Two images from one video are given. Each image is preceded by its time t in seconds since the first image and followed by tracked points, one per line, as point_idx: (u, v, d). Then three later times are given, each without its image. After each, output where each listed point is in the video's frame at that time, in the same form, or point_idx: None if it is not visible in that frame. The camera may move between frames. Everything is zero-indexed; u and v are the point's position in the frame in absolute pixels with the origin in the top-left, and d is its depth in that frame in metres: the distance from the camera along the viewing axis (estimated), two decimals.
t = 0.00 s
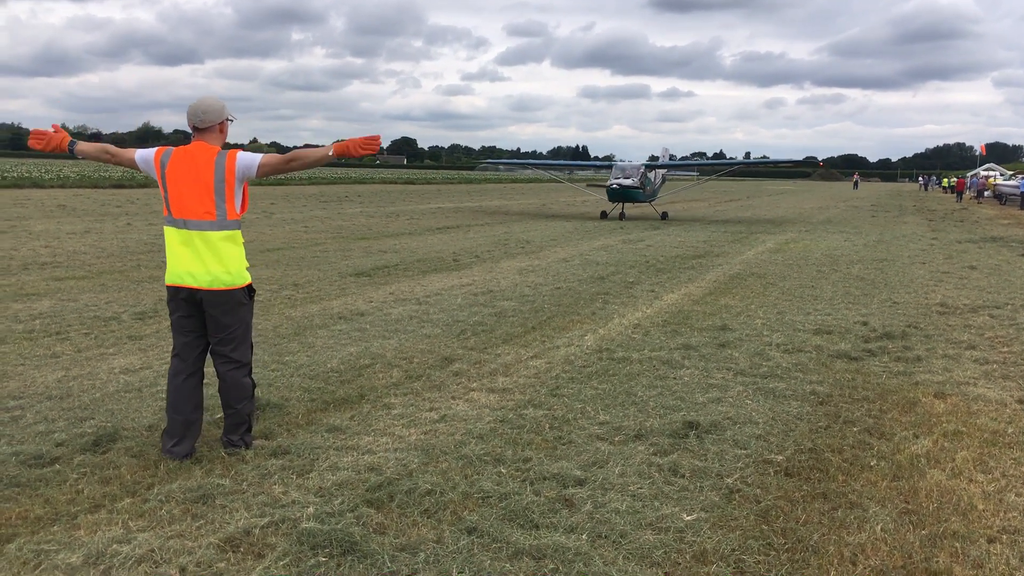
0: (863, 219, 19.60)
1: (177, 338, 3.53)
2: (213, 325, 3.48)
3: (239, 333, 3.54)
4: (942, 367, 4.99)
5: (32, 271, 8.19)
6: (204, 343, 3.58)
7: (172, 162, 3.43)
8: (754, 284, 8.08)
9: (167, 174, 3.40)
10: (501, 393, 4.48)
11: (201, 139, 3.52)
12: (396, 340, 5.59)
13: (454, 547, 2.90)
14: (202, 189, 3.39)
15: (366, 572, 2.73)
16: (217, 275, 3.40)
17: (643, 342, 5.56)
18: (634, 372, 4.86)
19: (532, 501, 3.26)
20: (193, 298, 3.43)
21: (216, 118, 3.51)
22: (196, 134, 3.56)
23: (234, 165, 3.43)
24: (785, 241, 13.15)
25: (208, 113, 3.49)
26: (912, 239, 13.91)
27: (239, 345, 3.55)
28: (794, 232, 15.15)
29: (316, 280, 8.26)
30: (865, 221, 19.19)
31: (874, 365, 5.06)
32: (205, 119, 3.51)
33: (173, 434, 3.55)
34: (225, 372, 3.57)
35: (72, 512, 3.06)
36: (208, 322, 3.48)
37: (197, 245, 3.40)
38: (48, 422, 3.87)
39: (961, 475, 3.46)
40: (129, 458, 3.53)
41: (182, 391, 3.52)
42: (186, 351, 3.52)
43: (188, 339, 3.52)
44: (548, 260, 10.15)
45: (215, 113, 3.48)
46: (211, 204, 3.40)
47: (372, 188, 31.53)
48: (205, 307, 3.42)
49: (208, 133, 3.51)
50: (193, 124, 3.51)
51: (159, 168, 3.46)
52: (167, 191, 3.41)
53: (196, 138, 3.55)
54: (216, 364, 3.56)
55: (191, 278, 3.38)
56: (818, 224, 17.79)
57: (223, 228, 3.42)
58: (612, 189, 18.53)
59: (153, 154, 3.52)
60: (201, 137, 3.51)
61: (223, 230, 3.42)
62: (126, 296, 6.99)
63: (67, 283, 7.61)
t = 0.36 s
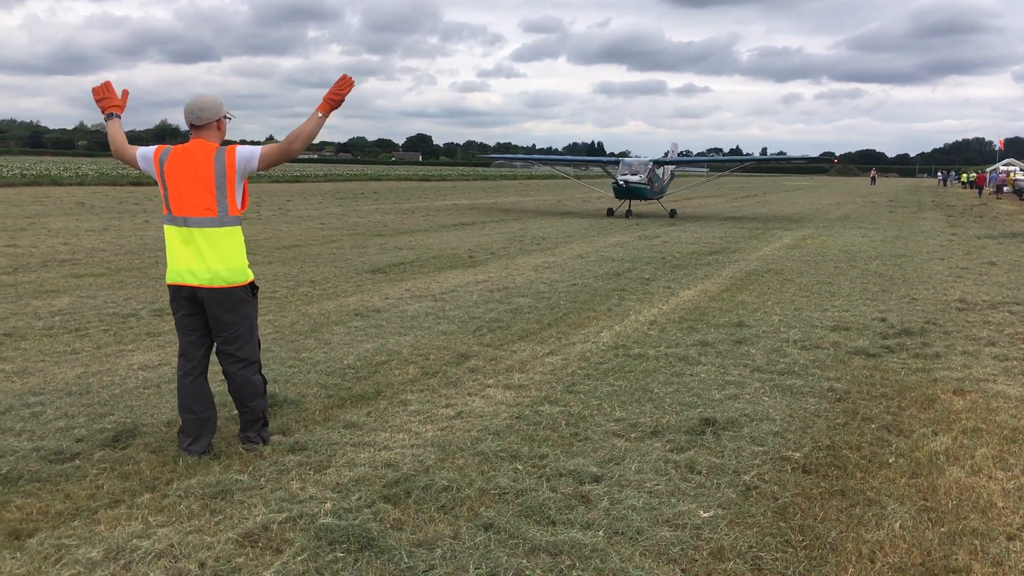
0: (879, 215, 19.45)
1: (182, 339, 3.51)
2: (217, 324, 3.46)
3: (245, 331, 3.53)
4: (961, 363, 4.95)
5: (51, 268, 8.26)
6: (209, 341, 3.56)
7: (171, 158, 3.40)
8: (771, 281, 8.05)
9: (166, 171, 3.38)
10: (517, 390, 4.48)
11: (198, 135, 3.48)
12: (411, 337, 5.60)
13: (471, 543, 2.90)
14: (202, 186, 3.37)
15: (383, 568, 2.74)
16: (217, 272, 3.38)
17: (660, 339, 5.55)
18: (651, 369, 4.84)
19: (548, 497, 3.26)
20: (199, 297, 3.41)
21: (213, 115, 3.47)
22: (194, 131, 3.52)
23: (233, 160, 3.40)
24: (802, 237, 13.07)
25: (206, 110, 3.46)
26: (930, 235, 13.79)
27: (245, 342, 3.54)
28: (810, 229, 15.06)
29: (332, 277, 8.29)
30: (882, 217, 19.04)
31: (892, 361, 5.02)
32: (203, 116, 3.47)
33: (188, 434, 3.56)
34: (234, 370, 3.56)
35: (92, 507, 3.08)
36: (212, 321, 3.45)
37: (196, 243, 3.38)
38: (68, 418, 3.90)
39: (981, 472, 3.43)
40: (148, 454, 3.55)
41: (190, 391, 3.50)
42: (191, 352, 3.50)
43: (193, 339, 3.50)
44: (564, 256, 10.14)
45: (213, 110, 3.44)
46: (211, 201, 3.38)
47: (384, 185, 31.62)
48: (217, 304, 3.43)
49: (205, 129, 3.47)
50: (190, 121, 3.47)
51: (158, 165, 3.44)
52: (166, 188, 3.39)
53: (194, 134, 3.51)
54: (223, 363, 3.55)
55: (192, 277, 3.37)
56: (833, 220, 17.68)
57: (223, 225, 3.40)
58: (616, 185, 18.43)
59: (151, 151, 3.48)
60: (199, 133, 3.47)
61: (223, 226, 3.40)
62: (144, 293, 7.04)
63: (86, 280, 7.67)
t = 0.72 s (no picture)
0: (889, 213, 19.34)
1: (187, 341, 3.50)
2: (224, 324, 3.46)
3: (250, 331, 3.53)
4: (973, 362, 4.93)
5: (63, 268, 8.30)
6: (215, 342, 3.56)
7: (174, 160, 3.40)
8: (782, 279, 8.02)
9: (168, 172, 3.37)
10: (527, 389, 4.48)
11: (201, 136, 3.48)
12: (421, 336, 5.61)
13: (482, 542, 2.90)
14: (204, 186, 3.36)
15: (394, 567, 2.74)
16: (220, 273, 3.38)
17: (670, 337, 5.54)
18: (661, 368, 4.84)
19: (558, 496, 3.25)
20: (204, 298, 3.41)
21: (218, 117, 3.47)
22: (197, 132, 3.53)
23: (236, 162, 3.40)
24: (813, 235, 13.02)
25: (211, 111, 3.46)
26: (941, 233, 13.71)
27: (251, 342, 3.54)
28: (820, 227, 14.99)
29: (342, 276, 8.30)
30: (892, 214, 18.94)
31: (904, 360, 5.00)
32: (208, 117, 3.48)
33: (197, 434, 3.56)
34: (241, 371, 3.56)
35: (104, 506, 3.09)
36: (219, 321, 3.46)
37: (198, 243, 3.37)
38: (80, 418, 3.91)
39: (993, 471, 3.41)
40: (160, 453, 3.56)
41: (198, 392, 3.51)
42: (197, 352, 3.50)
43: (199, 340, 3.50)
44: (573, 255, 10.13)
45: (218, 112, 3.45)
46: (213, 202, 3.37)
47: (392, 184, 31.67)
48: (225, 305, 3.43)
49: (209, 131, 3.48)
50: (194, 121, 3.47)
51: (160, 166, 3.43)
52: (168, 189, 3.38)
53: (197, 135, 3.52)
54: (230, 363, 3.55)
55: (195, 277, 3.37)
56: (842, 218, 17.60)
57: (226, 226, 3.39)
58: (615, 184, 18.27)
59: (155, 152, 3.48)
60: (203, 135, 3.47)
61: (225, 227, 3.39)
62: (154, 292, 7.06)
63: (98, 280, 7.70)
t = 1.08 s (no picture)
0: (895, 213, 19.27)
1: (194, 341, 3.51)
2: (231, 324, 3.47)
3: (258, 330, 3.54)
4: (980, 362, 4.91)
5: (70, 269, 8.32)
6: (221, 342, 3.56)
7: (179, 162, 3.40)
8: (788, 280, 8.00)
9: (174, 173, 3.38)
10: (533, 390, 4.47)
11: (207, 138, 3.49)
12: (427, 337, 5.61)
13: (487, 543, 2.90)
14: (210, 189, 3.37)
15: (400, 568, 2.74)
16: (227, 274, 3.38)
17: (676, 338, 5.53)
18: (667, 369, 4.83)
19: (564, 497, 3.25)
20: (208, 297, 3.41)
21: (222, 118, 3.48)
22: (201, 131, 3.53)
23: (242, 165, 3.41)
24: (820, 236, 12.99)
25: (216, 112, 3.46)
26: (948, 233, 13.66)
27: (258, 341, 3.55)
28: (826, 227, 14.94)
29: (348, 277, 8.31)
30: (898, 214, 18.87)
31: (910, 360, 4.99)
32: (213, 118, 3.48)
33: (206, 434, 3.57)
34: (248, 370, 3.57)
35: (111, 507, 3.10)
36: (226, 321, 3.46)
37: (204, 245, 3.37)
38: (87, 418, 3.92)
39: (1000, 472, 3.40)
40: (166, 454, 3.57)
41: (205, 392, 3.52)
42: (204, 352, 3.50)
43: (206, 339, 3.50)
44: (579, 256, 10.12)
45: (223, 112, 3.45)
46: (219, 204, 3.38)
47: (397, 185, 31.70)
48: (233, 305, 3.44)
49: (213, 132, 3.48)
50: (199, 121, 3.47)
51: (166, 167, 3.44)
52: (173, 190, 3.38)
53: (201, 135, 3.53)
54: (238, 362, 3.56)
55: (200, 278, 3.36)
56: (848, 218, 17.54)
57: (232, 228, 3.40)
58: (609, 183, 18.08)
59: (160, 155, 3.48)
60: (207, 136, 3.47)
61: (230, 229, 3.40)
62: (161, 293, 7.07)
63: (104, 281, 7.72)
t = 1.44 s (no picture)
0: (901, 212, 19.21)
1: (199, 341, 3.50)
2: (237, 323, 3.47)
3: (263, 329, 3.54)
4: (986, 362, 4.90)
5: (77, 268, 8.35)
6: (226, 342, 3.56)
7: (183, 162, 3.40)
8: (793, 279, 7.99)
9: (178, 174, 3.38)
10: (538, 389, 4.47)
11: (210, 139, 3.49)
12: (432, 336, 5.61)
13: (492, 543, 2.90)
14: (215, 189, 3.37)
15: (405, 568, 2.74)
16: (232, 275, 3.38)
17: (681, 338, 5.52)
18: (672, 368, 4.82)
19: (569, 497, 3.25)
20: (214, 298, 3.41)
21: (224, 118, 3.47)
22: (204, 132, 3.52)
23: (246, 165, 3.42)
24: (826, 235, 12.95)
25: (219, 113, 3.46)
26: (953, 231, 13.61)
27: (264, 340, 3.55)
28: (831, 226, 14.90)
29: (353, 276, 8.32)
30: (904, 213, 18.81)
31: (916, 360, 4.97)
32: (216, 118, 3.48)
33: (212, 434, 3.57)
34: (254, 369, 3.57)
35: (116, 507, 3.10)
36: (231, 320, 3.46)
37: (209, 245, 3.37)
38: (93, 418, 3.93)
39: (1007, 472, 3.39)
40: (171, 454, 3.57)
41: (211, 392, 3.52)
42: (209, 352, 3.50)
43: (212, 339, 3.50)
44: (584, 255, 10.10)
45: (225, 112, 3.44)
46: (223, 204, 3.37)
47: (401, 184, 31.74)
48: (238, 305, 3.43)
49: (216, 133, 3.48)
50: (202, 120, 3.46)
51: (170, 169, 3.43)
52: (178, 191, 3.38)
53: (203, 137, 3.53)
54: (244, 361, 3.56)
55: (206, 278, 3.36)
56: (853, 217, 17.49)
57: (236, 228, 3.40)
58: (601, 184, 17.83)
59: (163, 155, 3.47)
60: (210, 138, 3.47)
61: (235, 229, 3.39)
62: (166, 292, 7.08)
63: (110, 280, 7.74)
